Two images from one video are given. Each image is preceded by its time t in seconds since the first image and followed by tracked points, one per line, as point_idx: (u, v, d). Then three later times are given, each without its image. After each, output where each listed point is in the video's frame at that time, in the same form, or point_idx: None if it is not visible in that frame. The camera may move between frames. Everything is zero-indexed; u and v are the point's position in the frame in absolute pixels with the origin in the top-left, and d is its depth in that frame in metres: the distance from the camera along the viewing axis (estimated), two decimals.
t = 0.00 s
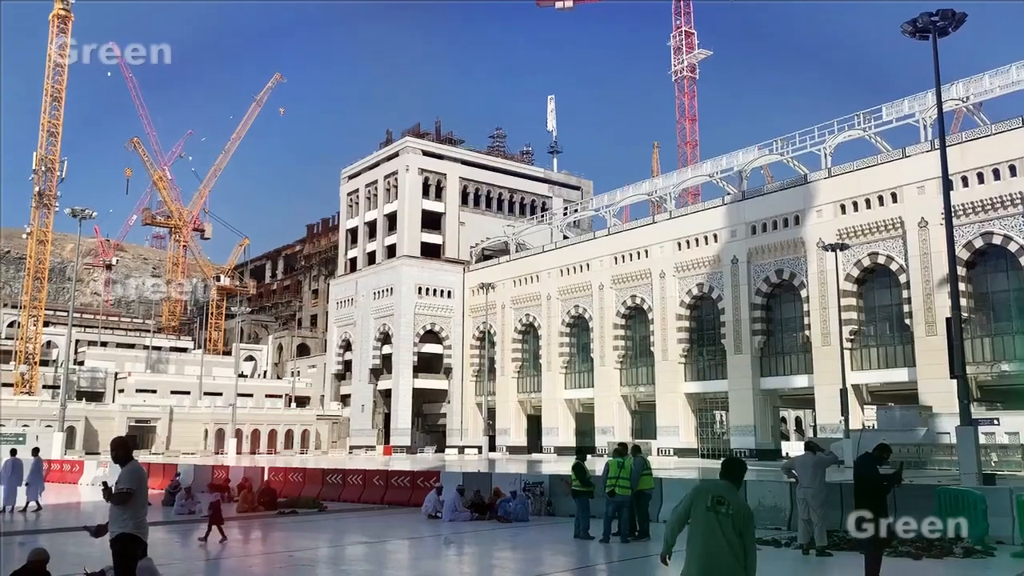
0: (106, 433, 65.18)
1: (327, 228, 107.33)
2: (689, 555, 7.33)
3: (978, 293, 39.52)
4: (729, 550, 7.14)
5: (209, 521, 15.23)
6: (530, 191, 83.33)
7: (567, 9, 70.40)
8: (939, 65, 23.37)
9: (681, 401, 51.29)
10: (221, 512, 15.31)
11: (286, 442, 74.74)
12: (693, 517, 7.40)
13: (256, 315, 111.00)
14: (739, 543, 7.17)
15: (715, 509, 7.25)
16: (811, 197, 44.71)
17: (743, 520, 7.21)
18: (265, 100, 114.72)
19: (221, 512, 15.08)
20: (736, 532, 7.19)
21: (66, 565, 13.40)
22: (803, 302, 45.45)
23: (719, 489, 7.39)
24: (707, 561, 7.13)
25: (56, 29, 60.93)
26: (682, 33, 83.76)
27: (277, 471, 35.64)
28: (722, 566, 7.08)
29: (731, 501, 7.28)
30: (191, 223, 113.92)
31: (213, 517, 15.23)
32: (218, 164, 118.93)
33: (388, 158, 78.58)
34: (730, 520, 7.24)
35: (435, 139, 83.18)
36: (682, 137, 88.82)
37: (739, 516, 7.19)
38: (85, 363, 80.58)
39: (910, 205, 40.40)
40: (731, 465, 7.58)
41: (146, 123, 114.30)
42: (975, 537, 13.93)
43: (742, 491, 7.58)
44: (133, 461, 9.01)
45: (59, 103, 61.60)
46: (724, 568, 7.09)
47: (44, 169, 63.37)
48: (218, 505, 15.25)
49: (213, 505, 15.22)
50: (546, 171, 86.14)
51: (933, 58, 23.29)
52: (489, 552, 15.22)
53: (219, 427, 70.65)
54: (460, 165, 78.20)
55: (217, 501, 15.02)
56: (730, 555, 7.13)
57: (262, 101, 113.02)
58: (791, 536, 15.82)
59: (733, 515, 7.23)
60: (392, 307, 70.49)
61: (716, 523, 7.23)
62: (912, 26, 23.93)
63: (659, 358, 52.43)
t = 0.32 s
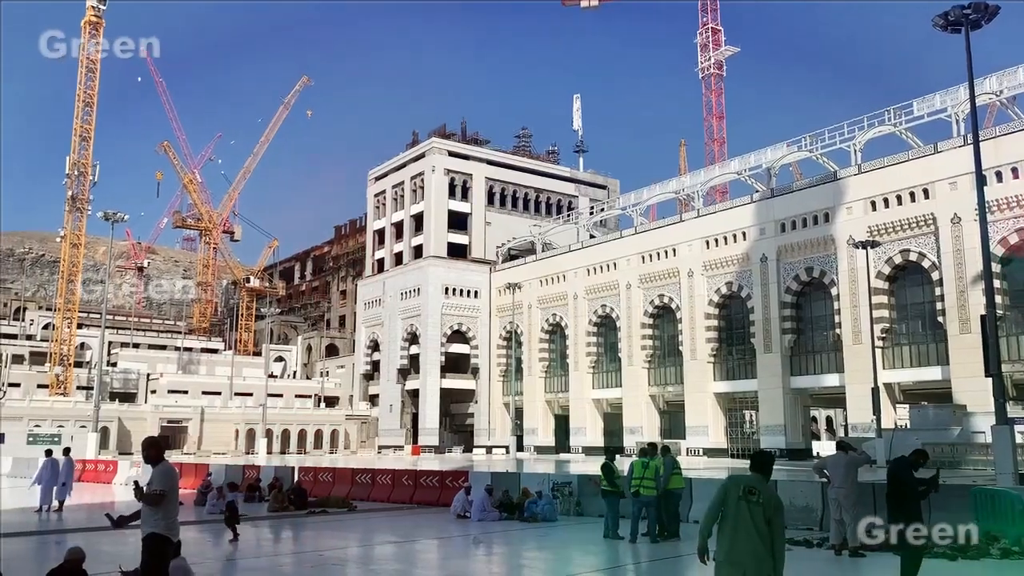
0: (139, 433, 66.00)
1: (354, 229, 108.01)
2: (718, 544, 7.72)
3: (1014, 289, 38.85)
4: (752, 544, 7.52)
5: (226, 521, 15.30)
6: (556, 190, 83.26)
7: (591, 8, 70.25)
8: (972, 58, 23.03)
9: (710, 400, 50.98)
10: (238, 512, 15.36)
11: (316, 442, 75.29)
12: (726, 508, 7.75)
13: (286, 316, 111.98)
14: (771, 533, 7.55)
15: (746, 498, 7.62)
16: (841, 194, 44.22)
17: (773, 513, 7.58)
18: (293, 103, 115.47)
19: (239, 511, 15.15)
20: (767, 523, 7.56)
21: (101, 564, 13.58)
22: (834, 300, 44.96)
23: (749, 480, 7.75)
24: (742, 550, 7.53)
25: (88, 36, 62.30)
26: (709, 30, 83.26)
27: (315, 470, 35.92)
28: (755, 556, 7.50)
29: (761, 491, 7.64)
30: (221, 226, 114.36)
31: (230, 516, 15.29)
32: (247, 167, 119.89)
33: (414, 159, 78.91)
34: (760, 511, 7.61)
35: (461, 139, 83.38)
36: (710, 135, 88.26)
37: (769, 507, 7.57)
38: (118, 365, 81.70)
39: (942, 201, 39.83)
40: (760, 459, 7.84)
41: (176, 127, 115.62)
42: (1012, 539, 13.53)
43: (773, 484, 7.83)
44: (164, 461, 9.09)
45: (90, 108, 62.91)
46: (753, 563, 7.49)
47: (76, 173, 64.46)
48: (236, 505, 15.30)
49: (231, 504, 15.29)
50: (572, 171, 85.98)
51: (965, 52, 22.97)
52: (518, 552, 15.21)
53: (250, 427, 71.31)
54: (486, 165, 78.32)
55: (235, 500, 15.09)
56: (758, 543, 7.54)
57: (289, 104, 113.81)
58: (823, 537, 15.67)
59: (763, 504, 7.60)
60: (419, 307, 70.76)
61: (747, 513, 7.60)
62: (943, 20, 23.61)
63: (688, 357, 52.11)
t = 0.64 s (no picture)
0: (180, 434, 67.01)
1: (390, 231, 108.73)
2: (764, 542, 7.61)
3: None
4: (794, 541, 7.41)
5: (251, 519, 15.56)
6: (591, 189, 83.03)
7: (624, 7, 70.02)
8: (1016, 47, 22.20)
9: (749, 400, 50.46)
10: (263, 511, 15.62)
11: (354, 443, 75.92)
12: (765, 510, 7.65)
13: (323, 318, 112.98)
14: (811, 528, 7.44)
15: (782, 499, 7.52)
16: (882, 190, 43.54)
17: (813, 508, 7.47)
18: (329, 105, 116.52)
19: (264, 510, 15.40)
20: (809, 520, 7.45)
21: (146, 562, 13.84)
22: (875, 297, 44.29)
23: (786, 482, 7.63)
24: (782, 549, 7.43)
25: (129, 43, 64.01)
26: (745, 26, 82.38)
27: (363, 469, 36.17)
28: (796, 554, 7.37)
29: (798, 490, 7.52)
30: (259, 228, 115.65)
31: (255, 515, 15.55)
32: (284, 170, 121.18)
33: (448, 160, 79.25)
34: (797, 510, 7.50)
35: (495, 140, 83.54)
36: (746, 131, 87.40)
37: (807, 503, 7.46)
38: (160, 366, 83.08)
39: (986, 196, 39.08)
40: (798, 459, 7.71)
41: (215, 131, 117.21)
42: None
43: (813, 486, 7.67)
44: (200, 462, 9.48)
45: (131, 114, 64.36)
46: (798, 564, 7.35)
47: (118, 178, 65.98)
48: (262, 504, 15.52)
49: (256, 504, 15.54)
50: (607, 169, 85.64)
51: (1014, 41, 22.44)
52: (556, 552, 15.19)
53: (289, 428, 72.06)
54: (519, 165, 78.37)
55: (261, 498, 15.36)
56: (795, 540, 7.42)
57: (325, 107, 114.85)
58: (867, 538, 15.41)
59: (801, 504, 7.48)
60: (454, 307, 71.03)
61: (784, 514, 7.49)
62: (986, 12, 23.15)
63: (726, 356, 51.62)
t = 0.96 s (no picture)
0: (219, 433, 67.87)
1: (424, 232, 109.41)
2: (822, 539, 7.56)
3: None
4: (845, 539, 7.33)
5: (273, 519, 15.74)
6: (625, 188, 82.75)
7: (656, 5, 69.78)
8: None
9: (788, 400, 49.87)
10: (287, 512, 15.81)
11: (390, 442, 76.42)
12: (820, 511, 7.62)
13: (359, 318, 113.90)
14: (864, 529, 7.32)
15: (834, 500, 7.47)
16: (922, 185, 42.83)
17: (867, 508, 7.36)
18: (363, 108, 117.50)
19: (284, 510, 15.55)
20: (861, 520, 7.33)
21: (188, 560, 14.08)
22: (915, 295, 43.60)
23: (841, 483, 7.60)
24: (835, 545, 7.38)
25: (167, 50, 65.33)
26: (780, 21, 81.51)
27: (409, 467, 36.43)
28: (848, 551, 7.30)
29: (850, 491, 7.48)
30: (296, 230, 116.82)
31: (275, 515, 15.70)
32: (320, 172, 122.30)
33: (482, 161, 79.49)
34: (850, 510, 7.42)
35: (528, 139, 83.66)
36: (783, 128, 86.66)
37: (860, 504, 7.36)
38: (200, 367, 84.43)
39: None
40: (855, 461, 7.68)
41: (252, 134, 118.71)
42: None
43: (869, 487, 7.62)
44: (236, 463, 9.72)
45: (170, 118, 65.43)
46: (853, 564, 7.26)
47: (158, 182, 67.15)
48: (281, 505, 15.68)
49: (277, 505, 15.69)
50: (642, 168, 85.29)
51: None
52: (593, 552, 15.16)
53: (326, 427, 72.68)
54: (553, 165, 78.37)
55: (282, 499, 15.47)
56: (848, 536, 7.34)
57: (360, 109, 115.80)
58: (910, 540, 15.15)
59: (854, 506, 7.41)
60: (488, 307, 71.18)
61: (837, 512, 7.44)
62: None
63: (763, 356, 51.08)
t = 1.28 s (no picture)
0: (264, 432, 68.78)
1: (463, 231, 109.96)
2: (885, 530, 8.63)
3: None
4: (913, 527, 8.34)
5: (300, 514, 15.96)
6: (665, 185, 82.22)
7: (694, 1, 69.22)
8: None
9: (833, 399, 49.04)
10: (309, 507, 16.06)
11: (431, 441, 76.84)
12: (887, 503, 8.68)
13: (400, 318, 114.61)
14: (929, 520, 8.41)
15: (905, 495, 8.56)
16: (971, 179, 41.96)
17: (933, 505, 8.44)
18: (402, 109, 118.28)
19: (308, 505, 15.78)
20: (928, 512, 8.41)
21: (235, 558, 14.24)
22: (964, 292, 42.76)
23: (911, 479, 8.69)
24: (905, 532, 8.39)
25: (210, 56, 66.65)
26: (823, 15, 80.30)
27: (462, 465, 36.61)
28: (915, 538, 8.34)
29: (920, 488, 8.57)
30: (337, 231, 117.75)
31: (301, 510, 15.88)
32: (360, 174, 123.22)
33: (520, 160, 79.59)
34: (919, 505, 8.49)
35: (566, 138, 83.59)
36: (826, 123, 85.54)
37: (928, 501, 8.46)
38: (245, 367, 85.65)
39: None
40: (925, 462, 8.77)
41: (293, 137, 119.92)
42: None
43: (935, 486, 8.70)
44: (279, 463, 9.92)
45: (213, 123, 66.50)
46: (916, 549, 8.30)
47: (202, 185, 68.29)
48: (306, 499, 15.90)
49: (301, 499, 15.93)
50: (682, 165, 84.64)
51: None
52: (635, 552, 15.06)
53: (368, 427, 73.21)
54: (592, 163, 78.20)
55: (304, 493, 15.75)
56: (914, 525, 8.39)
57: (399, 111, 116.56)
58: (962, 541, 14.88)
59: (922, 500, 8.52)
60: (528, 307, 71.21)
61: (906, 506, 8.50)
62: None
63: (807, 354, 50.34)
